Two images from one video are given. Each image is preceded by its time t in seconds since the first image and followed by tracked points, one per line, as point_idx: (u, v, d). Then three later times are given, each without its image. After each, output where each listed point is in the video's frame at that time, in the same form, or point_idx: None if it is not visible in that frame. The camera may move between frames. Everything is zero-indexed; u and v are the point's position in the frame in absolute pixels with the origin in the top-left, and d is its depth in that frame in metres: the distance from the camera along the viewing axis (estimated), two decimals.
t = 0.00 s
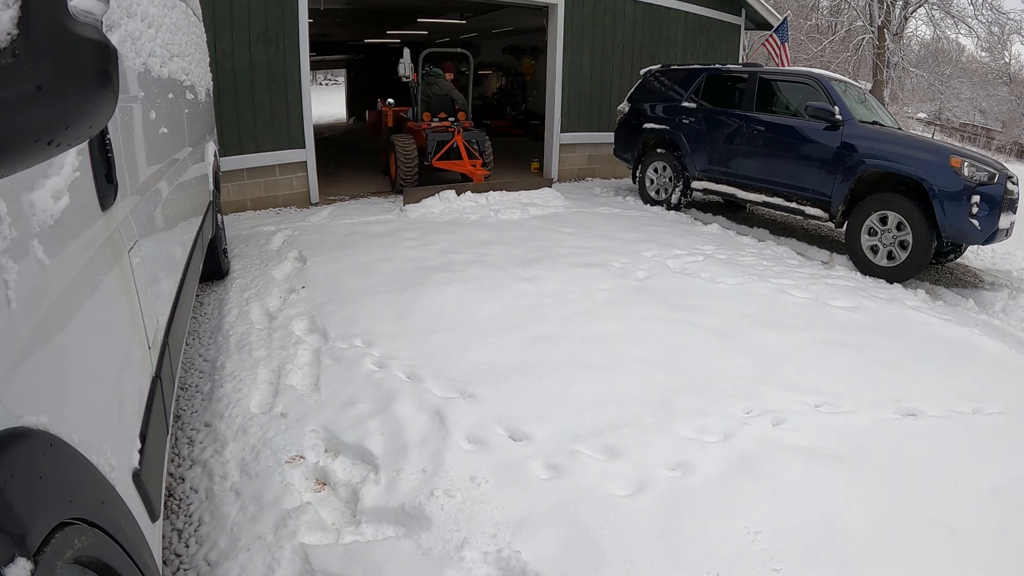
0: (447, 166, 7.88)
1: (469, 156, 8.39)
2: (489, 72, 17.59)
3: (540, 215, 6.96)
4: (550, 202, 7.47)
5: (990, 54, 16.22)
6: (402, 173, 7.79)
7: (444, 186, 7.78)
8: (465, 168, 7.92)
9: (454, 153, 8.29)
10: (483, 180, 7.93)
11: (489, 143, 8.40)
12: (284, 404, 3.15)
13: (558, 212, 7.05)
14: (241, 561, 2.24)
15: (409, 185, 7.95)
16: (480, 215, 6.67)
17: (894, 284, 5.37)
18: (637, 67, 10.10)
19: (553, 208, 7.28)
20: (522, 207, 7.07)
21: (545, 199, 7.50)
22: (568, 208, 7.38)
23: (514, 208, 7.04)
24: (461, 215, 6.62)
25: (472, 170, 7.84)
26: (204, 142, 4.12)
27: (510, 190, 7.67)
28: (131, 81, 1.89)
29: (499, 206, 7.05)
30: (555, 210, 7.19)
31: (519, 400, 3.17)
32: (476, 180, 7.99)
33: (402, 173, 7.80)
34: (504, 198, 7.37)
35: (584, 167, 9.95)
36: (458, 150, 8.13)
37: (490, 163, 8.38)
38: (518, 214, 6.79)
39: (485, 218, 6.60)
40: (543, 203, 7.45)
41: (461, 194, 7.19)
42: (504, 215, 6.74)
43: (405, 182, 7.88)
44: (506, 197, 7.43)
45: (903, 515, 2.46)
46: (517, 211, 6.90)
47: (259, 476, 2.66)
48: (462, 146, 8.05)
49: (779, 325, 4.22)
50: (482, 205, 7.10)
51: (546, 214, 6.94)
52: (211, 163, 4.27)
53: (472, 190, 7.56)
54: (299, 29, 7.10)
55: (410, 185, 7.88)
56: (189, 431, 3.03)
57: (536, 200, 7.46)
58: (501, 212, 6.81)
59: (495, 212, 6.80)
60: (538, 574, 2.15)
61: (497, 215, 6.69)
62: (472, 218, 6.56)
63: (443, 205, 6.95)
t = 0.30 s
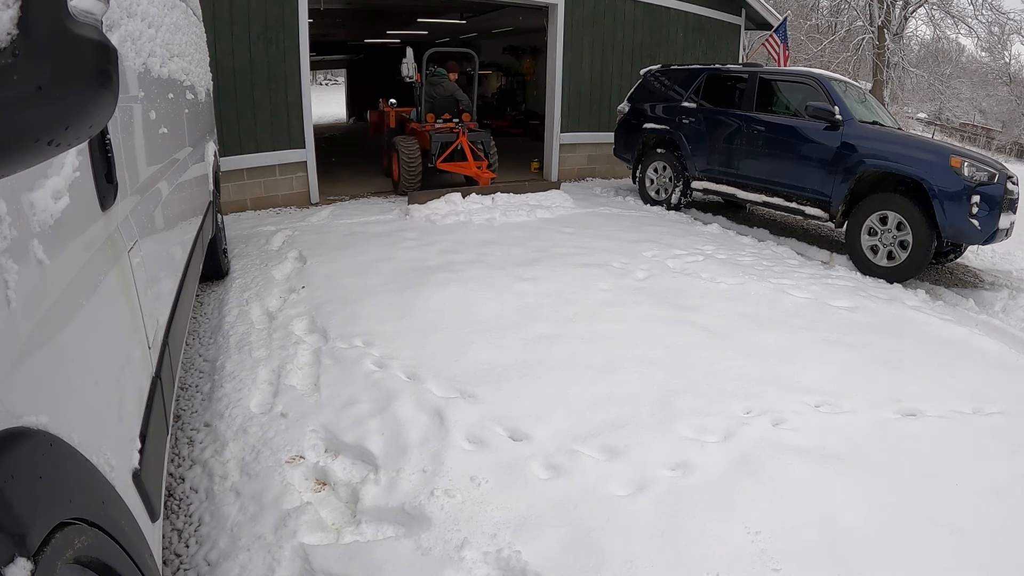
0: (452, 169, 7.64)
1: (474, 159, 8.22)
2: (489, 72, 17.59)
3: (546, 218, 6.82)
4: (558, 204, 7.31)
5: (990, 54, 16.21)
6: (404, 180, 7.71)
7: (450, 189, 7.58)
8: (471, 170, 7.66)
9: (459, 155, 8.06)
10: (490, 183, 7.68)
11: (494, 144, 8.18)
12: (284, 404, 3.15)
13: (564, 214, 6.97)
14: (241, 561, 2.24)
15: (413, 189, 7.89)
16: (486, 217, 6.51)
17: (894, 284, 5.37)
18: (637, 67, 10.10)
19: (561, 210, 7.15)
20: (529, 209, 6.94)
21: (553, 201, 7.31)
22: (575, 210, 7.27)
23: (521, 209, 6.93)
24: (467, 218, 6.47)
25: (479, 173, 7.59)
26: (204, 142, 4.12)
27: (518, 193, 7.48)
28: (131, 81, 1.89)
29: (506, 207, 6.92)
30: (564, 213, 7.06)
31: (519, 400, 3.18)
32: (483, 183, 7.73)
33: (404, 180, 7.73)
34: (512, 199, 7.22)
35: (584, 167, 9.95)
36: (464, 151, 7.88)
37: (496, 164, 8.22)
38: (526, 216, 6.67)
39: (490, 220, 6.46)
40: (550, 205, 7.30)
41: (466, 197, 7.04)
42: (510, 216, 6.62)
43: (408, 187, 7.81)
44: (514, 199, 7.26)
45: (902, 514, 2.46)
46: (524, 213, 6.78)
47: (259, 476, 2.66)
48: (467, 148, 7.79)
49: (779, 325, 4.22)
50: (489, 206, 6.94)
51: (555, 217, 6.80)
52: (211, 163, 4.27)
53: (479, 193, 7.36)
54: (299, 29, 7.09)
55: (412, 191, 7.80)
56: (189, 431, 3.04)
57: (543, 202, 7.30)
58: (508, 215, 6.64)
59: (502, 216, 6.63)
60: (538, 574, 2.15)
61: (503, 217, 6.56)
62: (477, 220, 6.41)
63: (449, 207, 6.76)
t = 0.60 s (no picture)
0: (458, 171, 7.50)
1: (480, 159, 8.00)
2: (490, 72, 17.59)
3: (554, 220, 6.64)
4: (568, 207, 7.11)
5: (990, 54, 16.20)
6: (406, 184, 7.56)
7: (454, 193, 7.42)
8: (477, 174, 7.49)
9: (464, 156, 7.87)
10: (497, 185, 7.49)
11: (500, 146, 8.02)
12: (284, 404, 3.15)
13: (576, 217, 6.83)
14: (241, 561, 2.24)
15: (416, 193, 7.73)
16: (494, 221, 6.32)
17: (894, 284, 5.37)
18: (637, 67, 10.10)
19: (571, 212, 7.00)
20: (538, 211, 6.77)
21: (563, 202, 7.13)
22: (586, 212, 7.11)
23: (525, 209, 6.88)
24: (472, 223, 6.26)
25: (484, 175, 7.41)
26: (204, 142, 4.11)
27: (527, 195, 7.26)
28: (131, 81, 1.89)
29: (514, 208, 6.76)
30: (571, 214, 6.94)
31: (519, 399, 3.18)
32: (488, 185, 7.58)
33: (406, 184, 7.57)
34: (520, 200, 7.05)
35: (584, 167, 9.95)
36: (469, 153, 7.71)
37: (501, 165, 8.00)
38: (537, 219, 6.51)
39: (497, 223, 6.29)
40: (559, 207, 7.10)
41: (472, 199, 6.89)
42: (518, 218, 6.46)
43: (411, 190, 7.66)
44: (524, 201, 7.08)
45: (902, 514, 2.47)
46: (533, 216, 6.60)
47: (259, 476, 2.66)
48: (473, 150, 7.63)
49: (780, 325, 4.21)
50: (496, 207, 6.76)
51: (567, 220, 6.62)
52: (211, 163, 4.27)
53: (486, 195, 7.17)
54: (299, 29, 7.10)
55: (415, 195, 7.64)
56: (189, 431, 3.04)
57: (552, 204, 7.12)
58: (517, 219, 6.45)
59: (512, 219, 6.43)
60: (538, 574, 2.15)
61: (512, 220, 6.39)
62: (485, 224, 6.23)
63: (455, 210, 6.60)
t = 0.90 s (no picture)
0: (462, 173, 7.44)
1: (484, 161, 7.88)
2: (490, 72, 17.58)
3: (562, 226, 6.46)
4: (577, 211, 6.92)
5: (990, 54, 16.20)
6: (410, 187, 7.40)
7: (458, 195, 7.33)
8: (482, 176, 7.39)
9: (468, 157, 7.74)
10: (501, 188, 7.38)
11: (505, 147, 7.88)
12: (284, 404, 3.15)
13: (585, 220, 6.65)
14: (241, 561, 2.25)
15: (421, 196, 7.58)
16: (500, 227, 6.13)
17: (894, 284, 5.36)
18: (637, 67, 10.10)
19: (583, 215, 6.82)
20: (546, 214, 6.61)
21: (570, 205, 6.95)
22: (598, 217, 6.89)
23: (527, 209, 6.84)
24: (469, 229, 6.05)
25: (489, 177, 7.29)
26: (204, 142, 4.11)
27: (533, 199, 7.08)
28: (131, 81, 1.89)
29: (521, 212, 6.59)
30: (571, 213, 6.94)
31: (518, 399, 3.18)
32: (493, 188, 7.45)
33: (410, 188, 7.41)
34: (527, 203, 6.88)
35: (584, 167, 9.95)
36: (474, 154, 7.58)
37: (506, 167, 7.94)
38: (544, 225, 6.34)
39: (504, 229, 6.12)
40: (568, 211, 6.90)
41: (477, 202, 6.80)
42: (526, 225, 6.27)
43: (416, 194, 7.49)
44: (532, 203, 6.91)
45: (901, 514, 2.47)
46: (540, 220, 6.44)
47: (259, 476, 2.67)
48: (477, 151, 7.54)
49: (780, 325, 4.21)
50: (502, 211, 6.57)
51: (573, 223, 6.53)
52: (211, 163, 4.26)
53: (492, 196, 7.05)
54: (299, 29, 7.10)
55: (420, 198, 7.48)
56: (189, 431, 3.04)
57: (559, 207, 6.95)
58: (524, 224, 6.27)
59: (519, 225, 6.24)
60: (538, 574, 2.15)
61: (520, 226, 6.20)
62: (489, 230, 6.04)
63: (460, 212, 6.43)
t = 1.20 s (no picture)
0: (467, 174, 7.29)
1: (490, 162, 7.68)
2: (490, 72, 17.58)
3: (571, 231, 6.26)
4: (588, 212, 6.70)
5: (990, 54, 16.20)
6: (413, 188, 7.33)
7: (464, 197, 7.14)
8: (489, 178, 7.27)
9: (473, 159, 7.62)
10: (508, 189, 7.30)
11: (512, 148, 7.75)
12: (284, 404, 3.15)
13: (593, 226, 6.39)
14: (241, 562, 2.25)
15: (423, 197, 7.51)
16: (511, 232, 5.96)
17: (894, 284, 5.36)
18: (637, 67, 10.10)
19: (593, 219, 6.59)
20: (556, 216, 6.44)
21: (579, 206, 6.75)
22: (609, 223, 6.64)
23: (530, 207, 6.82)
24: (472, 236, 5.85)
25: (495, 180, 7.15)
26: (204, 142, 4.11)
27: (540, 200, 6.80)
28: (131, 81, 1.89)
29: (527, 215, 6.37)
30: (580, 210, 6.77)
31: (518, 399, 3.18)
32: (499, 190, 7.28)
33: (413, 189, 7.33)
34: (536, 205, 6.63)
35: (584, 167, 9.95)
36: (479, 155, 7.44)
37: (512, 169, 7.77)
38: (555, 229, 6.16)
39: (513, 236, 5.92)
40: (579, 212, 6.68)
41: (481, 204, 6.63)
42: (534, 230, 6.08)
43: (418, 195, 7.42)
44: (541, 205, 6.69)
45: (901, 514, 2.47)
46: (549, 222, 6.28)
47: (259, 475, 2.67)
48: (483, 152, 7.37)
49: (780, 325, 4.21)
50: (509, 215, 6.33)
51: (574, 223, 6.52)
52: (211, 163, 4.27)
53: (498, 199, 6.83)
54: (299, 29, 7.10)
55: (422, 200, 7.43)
56: (189, 431, 3.04)
57: (569, 208, 6.76)
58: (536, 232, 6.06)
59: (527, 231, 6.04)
60: (538, 574, 2.15)
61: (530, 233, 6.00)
62: (494, 238, 5.85)
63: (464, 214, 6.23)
